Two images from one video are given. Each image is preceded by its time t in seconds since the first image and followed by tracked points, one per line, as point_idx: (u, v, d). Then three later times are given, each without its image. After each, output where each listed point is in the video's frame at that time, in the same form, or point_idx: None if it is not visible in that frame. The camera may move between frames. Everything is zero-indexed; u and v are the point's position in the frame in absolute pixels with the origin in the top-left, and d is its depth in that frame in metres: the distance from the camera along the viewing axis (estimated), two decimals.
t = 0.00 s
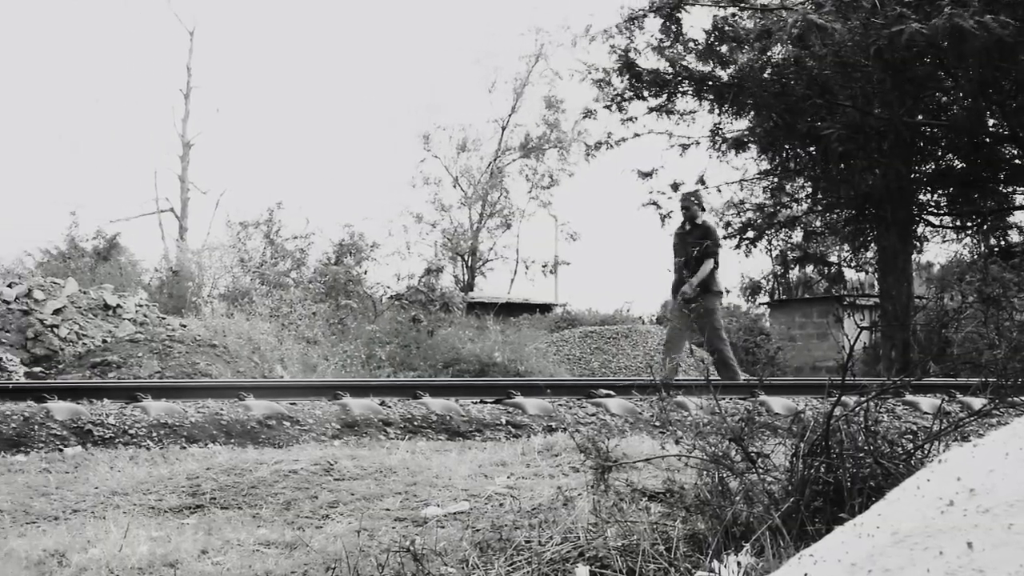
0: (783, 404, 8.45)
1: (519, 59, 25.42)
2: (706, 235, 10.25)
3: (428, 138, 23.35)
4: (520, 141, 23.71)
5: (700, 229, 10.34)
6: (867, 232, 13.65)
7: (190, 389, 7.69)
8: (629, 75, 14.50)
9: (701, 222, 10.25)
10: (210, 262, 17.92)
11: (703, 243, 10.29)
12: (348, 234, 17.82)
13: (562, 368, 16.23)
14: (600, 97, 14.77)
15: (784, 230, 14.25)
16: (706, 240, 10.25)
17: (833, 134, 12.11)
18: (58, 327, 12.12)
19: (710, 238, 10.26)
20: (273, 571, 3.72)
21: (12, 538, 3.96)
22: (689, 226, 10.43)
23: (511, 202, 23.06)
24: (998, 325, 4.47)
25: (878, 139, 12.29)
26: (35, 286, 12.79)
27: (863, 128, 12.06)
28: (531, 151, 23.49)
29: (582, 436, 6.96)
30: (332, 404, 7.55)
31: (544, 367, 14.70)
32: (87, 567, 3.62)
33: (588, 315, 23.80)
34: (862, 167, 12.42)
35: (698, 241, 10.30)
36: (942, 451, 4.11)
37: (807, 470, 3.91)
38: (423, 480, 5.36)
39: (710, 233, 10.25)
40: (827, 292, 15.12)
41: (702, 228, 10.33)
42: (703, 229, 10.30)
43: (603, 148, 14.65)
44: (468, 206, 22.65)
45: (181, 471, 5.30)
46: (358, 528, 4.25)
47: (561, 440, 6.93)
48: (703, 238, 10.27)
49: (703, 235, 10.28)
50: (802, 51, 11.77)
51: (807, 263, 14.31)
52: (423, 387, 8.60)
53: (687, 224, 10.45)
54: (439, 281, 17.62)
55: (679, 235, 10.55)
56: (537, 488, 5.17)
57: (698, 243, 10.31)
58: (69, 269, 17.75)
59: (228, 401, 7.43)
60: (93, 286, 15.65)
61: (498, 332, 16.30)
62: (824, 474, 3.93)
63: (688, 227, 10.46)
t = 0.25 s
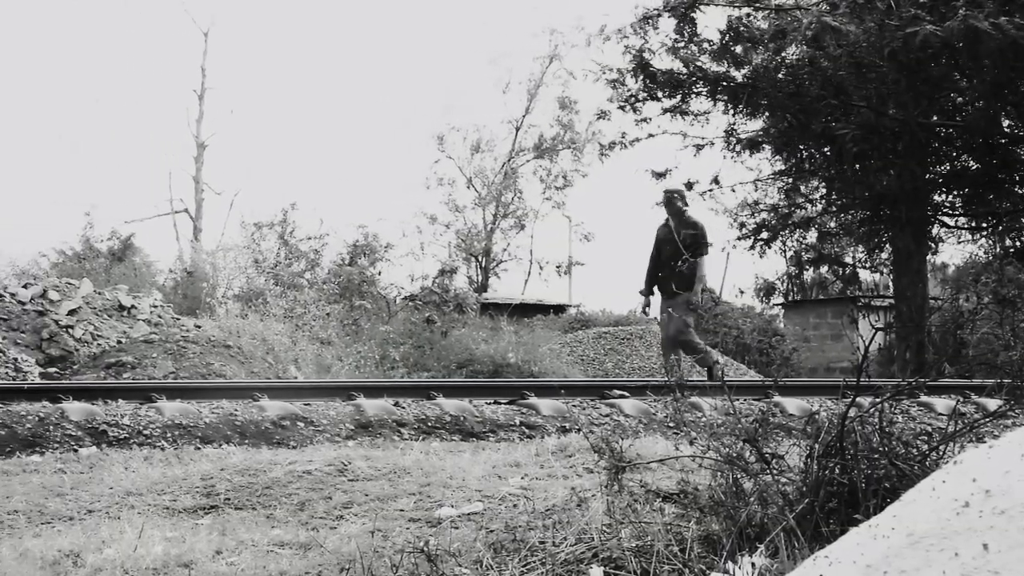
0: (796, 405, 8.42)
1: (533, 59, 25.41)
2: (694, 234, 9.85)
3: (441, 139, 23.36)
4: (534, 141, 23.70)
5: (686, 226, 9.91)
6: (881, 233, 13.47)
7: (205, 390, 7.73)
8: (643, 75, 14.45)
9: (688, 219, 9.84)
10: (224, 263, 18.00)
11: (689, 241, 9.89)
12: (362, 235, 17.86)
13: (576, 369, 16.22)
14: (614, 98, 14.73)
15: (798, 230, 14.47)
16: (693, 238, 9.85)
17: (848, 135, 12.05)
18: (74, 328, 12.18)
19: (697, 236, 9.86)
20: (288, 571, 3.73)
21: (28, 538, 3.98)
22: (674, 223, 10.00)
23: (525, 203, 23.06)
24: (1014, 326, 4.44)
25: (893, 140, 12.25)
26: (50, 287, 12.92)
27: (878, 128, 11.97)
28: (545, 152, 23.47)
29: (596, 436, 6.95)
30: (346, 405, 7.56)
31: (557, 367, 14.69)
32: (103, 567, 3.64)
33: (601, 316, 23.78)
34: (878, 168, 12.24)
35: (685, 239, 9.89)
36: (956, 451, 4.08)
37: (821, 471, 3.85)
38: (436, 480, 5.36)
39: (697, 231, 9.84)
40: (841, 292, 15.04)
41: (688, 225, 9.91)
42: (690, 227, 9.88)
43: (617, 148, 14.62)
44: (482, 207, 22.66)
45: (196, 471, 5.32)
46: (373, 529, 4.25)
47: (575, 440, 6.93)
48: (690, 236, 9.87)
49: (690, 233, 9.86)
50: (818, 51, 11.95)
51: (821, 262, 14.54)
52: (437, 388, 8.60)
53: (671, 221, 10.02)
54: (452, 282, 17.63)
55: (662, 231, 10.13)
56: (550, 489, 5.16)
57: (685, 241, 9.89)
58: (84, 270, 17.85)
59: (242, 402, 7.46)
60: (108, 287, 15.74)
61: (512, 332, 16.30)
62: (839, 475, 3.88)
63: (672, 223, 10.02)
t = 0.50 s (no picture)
0: (809, 407, 8.38)
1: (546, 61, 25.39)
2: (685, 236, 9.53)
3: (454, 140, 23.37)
4: (546, 142, 23.67)
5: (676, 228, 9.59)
6: (895, 234, 13.53)
7: (218, 390, 7.76)
8: (656, 76, 14.41)
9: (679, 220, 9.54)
10: (237, 264, 18.05)
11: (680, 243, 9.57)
12: (375, 236, 17.88)
13: (589, 370, 16.19)
14: (627, 98, 14.69)
15: (812, 232, 14.63)
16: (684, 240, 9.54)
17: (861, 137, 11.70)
18: (87, 328, 12.22)
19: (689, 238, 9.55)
20: (301, 572, 3.73)
21: (42, 538, 4.00)
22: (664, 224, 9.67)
23: (537, 204, 23.04)
24: None
25: (907, 143, 11.85)
26: (63, 288, 12.99)
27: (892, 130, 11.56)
28: (558, 153, 23.44)
29: (609, 438, 6.94)
30: (359, 406, 7.57)
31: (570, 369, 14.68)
32: (116, 568, 3.65)
33: (614, 317, 23.73)
34: (891, 169, 12.23)
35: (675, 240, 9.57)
36: (970, 455, 4.02)
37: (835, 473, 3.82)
38: (449, 482, 5.35)
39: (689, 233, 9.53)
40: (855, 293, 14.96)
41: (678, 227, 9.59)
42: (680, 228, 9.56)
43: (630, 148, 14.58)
44: (495, 208, 22.65)
45: (209, 472, 5.33)
46: (385, 530, 4.25)
47: (588, 442, 6.91)
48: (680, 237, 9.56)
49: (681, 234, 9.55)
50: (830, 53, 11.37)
51: (836, 263, 14.57)
52: (449, 390, 8.60)
53: (661, 222, 9.69)
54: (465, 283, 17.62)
55: (651, 233, 9.78)
56: (563, 491, 5.14)
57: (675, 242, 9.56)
58: (98, 271, 17.94)
59: (255, 403, 7.47)
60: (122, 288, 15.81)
61: (525, 334, 16.29)
62: (852, 477, 3.85)
63: (662, 224, 9.69)
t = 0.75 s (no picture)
0: (823, 407, 8.33)
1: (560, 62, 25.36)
2: (676, 241, 9.34)
3: (468, 141, 23.38)
4: (559, 143, 23.63)
5: (667, 232, 9.40)
6: (908, 236, 13.25)
7: (232, 391, 7.77)
8: (670, 77, 14.37)
9: (670, 224, 9.34)
10: (251, 264, 18.09)
11: (670, 247, 9.40)
12: (388, 237, 17.90)
13: (602, 371, 16.16)
14: (640, 98, 14.64)
15: (825, 232, 14.42)
16: (674, 245, 9.35)
17: (875, 137, 11.72)
18: (101, 329, 12.29)
19: (679, 243, 9.37)
20: (316, 572, 3.74)
21: (57, 538, 4.02)
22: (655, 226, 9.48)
23: (551, 205, 23.01)
24: None
25: (921, 142, 12.05)
26: (78, 288, 13.06)
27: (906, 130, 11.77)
28: (571, 153, 23.41)
29: (623, 438, 6.92)
30: (372, 406, 7.58)
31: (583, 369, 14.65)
32: (132, 568, 3.66)
33: (627, 318, 23.69)
34: (905, 169, 12.06)
35: (664, 244, 9.40)
36: (985, 455, 3.98)
37: (849, 473, 3.80)
38: (463, 483, 5.34)
39: (679, 238, 9.34)
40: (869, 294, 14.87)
41: (668, 231, 9.40)
42: (671, 233, 9.37)
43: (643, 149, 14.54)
44: (508, 208, 22.64)
45: (224, 473, 5.35)
46: (399, 530, 4.25)
47: (602, 442, 6.89)
48: (671, 243, 9.37)
49: (671, 239, 9.36)
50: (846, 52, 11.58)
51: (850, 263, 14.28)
52: (462, 390, 8.59)
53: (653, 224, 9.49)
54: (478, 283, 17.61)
55: (642, 233, 9.61)
56: (576, 492, 5.12)
57: (664, 247, 9.39)
58: (112, 271, 18.05)
59: (269, 403, 7.49)
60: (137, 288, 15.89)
61: (539, 334, 16.28)
62: (867, 478, 3.82)
63: (653, 226, 9.50)
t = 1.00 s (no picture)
0: (839, 407, 8.29)
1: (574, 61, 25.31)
2: (668, 232, 9.26)
3: (482, 141, 23.38)
4: (574, 142, 23.60)
5: (660, 224, 9.34)
6: (924, 234, 13.27)
7: (247, 391, 7.80)
8: (684, 76, 14.31)
9: (663, 215, 9.28)
10: (265, 264, 18.15)
11: (663, 239, 9.31)
12: (402, 236, 17.91)
13: (616, 370, 16.14)
14: (655, 98, 14.57)
15: (841, 232, 14.31)
16: (667, 236, 9.27)
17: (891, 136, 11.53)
18: (117, 329, 12.36)
19: (671, 234, 9.27)
20: (331, 572, 3.74)
21: (73, 537, 4.03)
22: (649, 219, 9.44)
23: (565, 204, 22.98)
24: None
25: (937, 142, 11.78)
26: (94, 288, 13.15)
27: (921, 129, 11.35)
28: (585, 153, 23.37)
29: (638, 438, 6.90)
30: (387, 406, 7.59)
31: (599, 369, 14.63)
32: (147, 567, 3.68)
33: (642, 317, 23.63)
34: (921, 168, 12.05)
35: (658, 236, 9.33)
36: (1001, 455, 3.94)
37: (864, 473, 3.77)
38: (478, 482, 5.33)
39: (671, 229, 9.25)
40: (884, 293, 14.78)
41: (661, 223, 9.33)
42: (663, 225, 9.31)
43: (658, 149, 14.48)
44: (522, 207, 22.62)
45: (239, 472, 5.37)
46: (415, 530, 4.25)
47: (616, 442, 6.87)
48: (664, 233, 9.29)
49: (663, 231, 9.29)
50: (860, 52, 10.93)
51: (866, 263, 14.32)
52: (477, 389, 8.59)
53: (646, 217, 9.45)
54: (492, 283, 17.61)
55: (637, 227, 9.58)
56: (591, 491, 5.11)
57: (657, 239, 9.32)
58: (127, 271, 18.18)
59: (284, 403, 7.52)
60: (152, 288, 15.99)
61: (553, 334, 16.27)
62: (882, 477, 3.78)
63: (647, 219, 9.45)
